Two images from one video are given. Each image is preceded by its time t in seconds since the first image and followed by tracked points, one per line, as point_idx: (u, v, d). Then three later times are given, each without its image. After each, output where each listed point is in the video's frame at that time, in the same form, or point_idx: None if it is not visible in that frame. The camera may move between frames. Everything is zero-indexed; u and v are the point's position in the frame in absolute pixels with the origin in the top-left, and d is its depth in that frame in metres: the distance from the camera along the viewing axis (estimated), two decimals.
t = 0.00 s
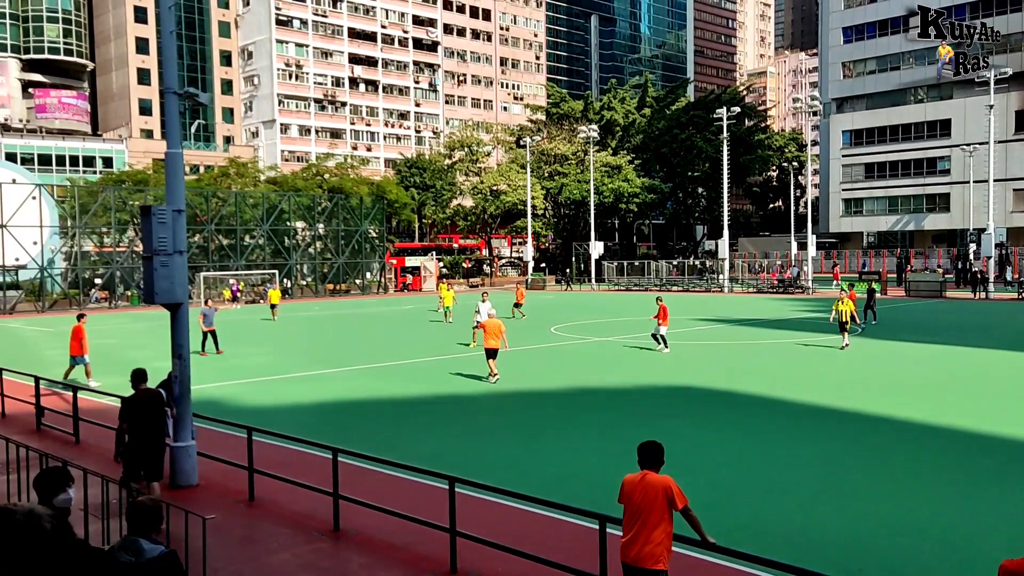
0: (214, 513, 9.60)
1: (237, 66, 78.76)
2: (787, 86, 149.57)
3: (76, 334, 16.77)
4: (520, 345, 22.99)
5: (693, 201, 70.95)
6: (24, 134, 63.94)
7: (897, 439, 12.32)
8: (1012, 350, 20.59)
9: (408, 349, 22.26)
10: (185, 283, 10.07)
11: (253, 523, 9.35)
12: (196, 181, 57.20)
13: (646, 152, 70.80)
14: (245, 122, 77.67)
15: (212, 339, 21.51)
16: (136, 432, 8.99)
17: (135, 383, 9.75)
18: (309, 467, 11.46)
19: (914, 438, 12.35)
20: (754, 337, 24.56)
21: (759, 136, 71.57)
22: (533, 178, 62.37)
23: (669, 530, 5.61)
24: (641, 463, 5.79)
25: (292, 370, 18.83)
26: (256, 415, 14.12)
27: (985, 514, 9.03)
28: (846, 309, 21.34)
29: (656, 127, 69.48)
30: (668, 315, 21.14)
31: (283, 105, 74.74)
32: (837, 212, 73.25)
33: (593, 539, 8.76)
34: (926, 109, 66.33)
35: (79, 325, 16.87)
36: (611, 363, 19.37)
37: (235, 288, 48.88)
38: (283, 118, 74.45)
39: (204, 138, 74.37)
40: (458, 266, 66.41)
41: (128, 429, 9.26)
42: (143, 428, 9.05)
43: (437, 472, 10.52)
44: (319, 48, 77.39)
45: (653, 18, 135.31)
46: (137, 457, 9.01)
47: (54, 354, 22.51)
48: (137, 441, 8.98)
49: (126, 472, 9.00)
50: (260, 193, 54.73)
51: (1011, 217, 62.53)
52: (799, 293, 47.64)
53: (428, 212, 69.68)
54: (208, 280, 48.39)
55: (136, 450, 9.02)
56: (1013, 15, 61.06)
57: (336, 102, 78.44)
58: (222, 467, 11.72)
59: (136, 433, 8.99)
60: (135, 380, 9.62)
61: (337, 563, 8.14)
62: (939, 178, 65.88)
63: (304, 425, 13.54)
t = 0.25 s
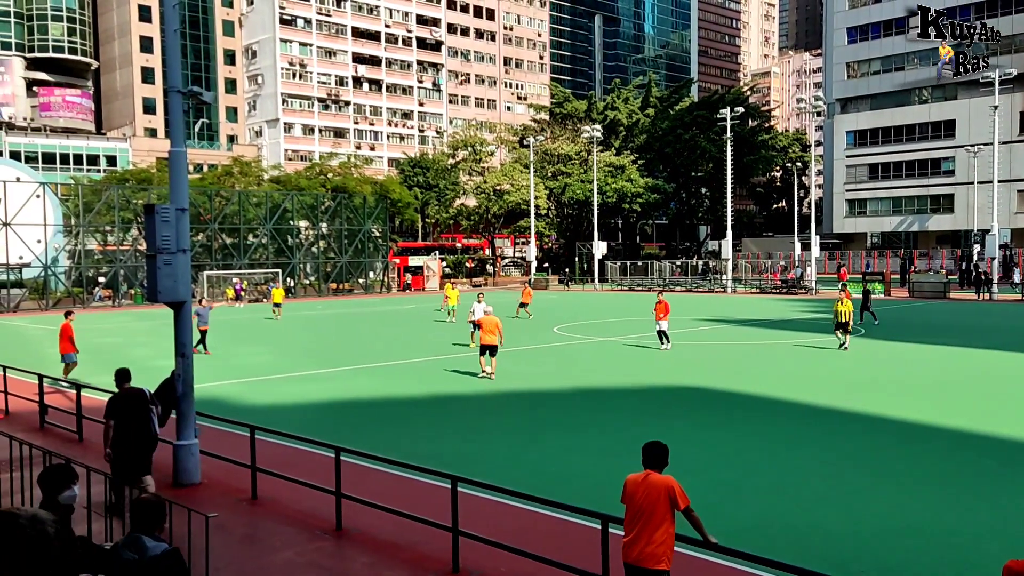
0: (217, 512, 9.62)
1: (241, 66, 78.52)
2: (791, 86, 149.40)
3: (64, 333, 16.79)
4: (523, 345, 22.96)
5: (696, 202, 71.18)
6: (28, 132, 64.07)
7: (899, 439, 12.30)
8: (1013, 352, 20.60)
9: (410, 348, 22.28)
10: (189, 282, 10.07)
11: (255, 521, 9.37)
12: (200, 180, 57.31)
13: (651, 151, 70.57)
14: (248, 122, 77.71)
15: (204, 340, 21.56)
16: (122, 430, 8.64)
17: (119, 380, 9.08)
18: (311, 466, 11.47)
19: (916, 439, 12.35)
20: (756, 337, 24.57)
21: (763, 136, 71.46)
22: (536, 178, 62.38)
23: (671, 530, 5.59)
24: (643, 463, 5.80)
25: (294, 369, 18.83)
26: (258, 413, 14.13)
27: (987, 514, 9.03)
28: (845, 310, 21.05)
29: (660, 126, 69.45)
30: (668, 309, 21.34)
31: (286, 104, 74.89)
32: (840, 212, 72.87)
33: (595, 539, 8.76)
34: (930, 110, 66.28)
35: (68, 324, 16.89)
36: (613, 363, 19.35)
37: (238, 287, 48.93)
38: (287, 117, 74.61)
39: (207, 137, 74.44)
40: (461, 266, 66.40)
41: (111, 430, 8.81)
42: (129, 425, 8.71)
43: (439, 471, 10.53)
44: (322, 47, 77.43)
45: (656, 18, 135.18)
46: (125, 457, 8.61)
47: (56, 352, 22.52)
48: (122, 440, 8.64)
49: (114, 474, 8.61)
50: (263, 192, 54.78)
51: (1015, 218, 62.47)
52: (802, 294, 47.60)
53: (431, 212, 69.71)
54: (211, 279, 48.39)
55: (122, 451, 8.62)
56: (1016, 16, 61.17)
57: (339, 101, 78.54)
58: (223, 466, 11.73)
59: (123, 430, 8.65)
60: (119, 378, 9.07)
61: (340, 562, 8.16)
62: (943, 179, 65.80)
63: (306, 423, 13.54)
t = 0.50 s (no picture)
0: (221, 508, 9.62)
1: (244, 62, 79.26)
2: (797, 84, 148.89)
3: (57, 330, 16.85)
4: (527, 343, 22.96)
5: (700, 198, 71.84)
6: (32, 130, 64.19)
7: (905, 438, 12.26)
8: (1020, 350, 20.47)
9: (414, 346, 22.27)
10: (193, 278, 10.08)
11: (259, 518, 9.37)
12: (204, 177, 57.28)
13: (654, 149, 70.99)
14: (252, 119, 77.76)
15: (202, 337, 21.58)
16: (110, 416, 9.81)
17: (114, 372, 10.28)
18: (316, 464, 11.46)
19: (922, 437, 12.29)
20: (761, 335, 24.49)
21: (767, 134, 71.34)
22: (540, 175, 62.37)
23: (675, 527, 5.59)
24: (649, 460, 5.79)
25: (298, 366, 18.83)
26: (262, 411, 14.14)
27: (992, 513, 8.98)
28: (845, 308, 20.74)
29: (664, 124, 69.29)
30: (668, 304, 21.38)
31: (290, 101, 74.92)
32: (845, 210, 73.00)
33: (600, 537, 8.73)
34: (936, 107, 66.08)
35: (61, 321, 16.92)
36: (618, 362, 19.32)
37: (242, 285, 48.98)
38: (291, 115, 74.65)
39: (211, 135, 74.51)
40: (465, 263, 66.36)
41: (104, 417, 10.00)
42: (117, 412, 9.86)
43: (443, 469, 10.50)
44: (326, 44, 77.37)
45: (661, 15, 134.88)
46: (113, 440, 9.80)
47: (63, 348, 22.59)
48: (112, 425, 9.81)
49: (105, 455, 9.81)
50: (267, 189, 54.77)
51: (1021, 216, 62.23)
52: (807, 292, 47.43)
53: (435, 209, 69.70)
54: (215, 276, 48.54)
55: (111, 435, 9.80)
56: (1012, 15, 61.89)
57: (343, 99, 78.36)
58: (228, 462, 11.76)
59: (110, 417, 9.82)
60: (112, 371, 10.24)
61: (344, 559, 8.15)
62: (948, 177, 65.57)
63: (312, 421, 13.56)
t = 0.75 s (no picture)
0: (227, 504, 9.66)
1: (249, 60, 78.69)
2: (802, 81, 148.50)
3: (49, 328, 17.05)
4: (531, 340, 22.99)
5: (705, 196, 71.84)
6: (38, 127, 64.38)
7: (910, 436, 12.24)
8: None
9: (418, 343, 22.29)
10: (198, 276, 10.10)
11: (265, 514, 9.41)
12: (209, 175, 57.41)
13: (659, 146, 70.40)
14: (257, 116, 77.88)
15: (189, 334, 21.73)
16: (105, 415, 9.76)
17: (108, 367, 10.12)
18: (321, 460, 11.48)
19: (928, 435, 12.26)
20: (766, 333, 24.46)
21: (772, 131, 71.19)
22: (544, 172, 62.44)
23: (679, 524, 5.59)
24: (654, 457, 5.79)
25: (303, 363, 18.86)
26: (267, 408, 14.17)
27: (998, 511, 8.96)
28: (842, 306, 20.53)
29: (669, 121, 69.15)
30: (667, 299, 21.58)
31: (295, 98, 75.06)
32: (850, 208, 72.79)
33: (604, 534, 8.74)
34: (943, 104, 65.87)
35: (54, 319, 17.13)
36: (622, 359, 19.34)
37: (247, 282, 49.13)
38: (296, 112, 74.84)
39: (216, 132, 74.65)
40: (469, 261, 66.37)
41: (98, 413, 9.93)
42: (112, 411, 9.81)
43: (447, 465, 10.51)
44: (331, 42, 77.44)
45: (666, 12, 134.60)
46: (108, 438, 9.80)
47: (70, 345, 22.70)
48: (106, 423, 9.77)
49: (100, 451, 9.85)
50: (272, 186, 54.84)
51: None
52: (811, 289, 47.28)
53: (439, 207, 69.74)
54: (220, 273, 48.46)
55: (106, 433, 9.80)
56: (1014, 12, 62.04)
57: (347, 96, 78.41)
58: (234, 459, 11.79)
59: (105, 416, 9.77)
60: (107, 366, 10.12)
61: (349, 555, 8.17)
62: (954, 174, 65.30)
63: (317, 417, 13.61)
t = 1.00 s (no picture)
0: (231, 503, 9.68)
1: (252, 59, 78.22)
2: (806, 81, 148.17)
3: (49, 327, 17.12)
4: (535, 339, 23.00)
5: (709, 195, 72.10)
6: (43, 126, 64.47)
7: (914, 435, 12.23)
8: None
9: (421, 342, 22.30)
10: (202, 275, 10.12)
11: (269, 513, 9.42)
12: (213, 174, 57.45)
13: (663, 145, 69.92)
14: (261, 116, 77.98)
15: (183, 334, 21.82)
16: (98, 408, 9.86)
17: (103, 360, 10.27)
18: (325, 460, 11.50)
19: (933, 435, 12.22)
20: (770, 332, 24.43)
21: (776, 129, 71.08)
22: (548, 171, 62.47)
23: (682, 523, 5.57)
24: (657, 456, 5.79)
25: (306, 363, 18.88)
26: (271, 407, 14.19)
27: (1002, 511, 8.92)
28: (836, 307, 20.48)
29: (672, 120, 69.03)
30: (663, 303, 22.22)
31: (298, 97, 75.11)
32: (854, 207, 72.20)
33: (607, 534, 8.74)
34: (948, 103, 65.75)
35: (53, 317, 17.23)
36: (625, 358, 19.33)
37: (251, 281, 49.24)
38: (299, 111, 74.91)
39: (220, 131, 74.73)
40: (473, 260, 66.35)
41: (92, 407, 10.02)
42: (106, 404, 9.91)
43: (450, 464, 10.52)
44: (335, 41, 77.51)
45: (670, 11, 134.37)
46: (99, 432, 9.87)
47: (74, 344, 22.73)
48: (99, 416, 9.87)
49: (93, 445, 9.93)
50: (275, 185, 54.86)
51: None
52: (815, 289, 47.09)
53: (443, 206, 69.70)
54: (224, 272, 48.40)
55: (99, 425, 9.87)
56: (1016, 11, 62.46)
57: (351, 95, 78.38)
58: (238, 458, 11.80)
59: (99, 408, 9.88)
60: (101, 360, 10.26)
61: (352, 554, 8.18)
62: (959, 173, 65.11)
63: (320, 416, 13.63)
